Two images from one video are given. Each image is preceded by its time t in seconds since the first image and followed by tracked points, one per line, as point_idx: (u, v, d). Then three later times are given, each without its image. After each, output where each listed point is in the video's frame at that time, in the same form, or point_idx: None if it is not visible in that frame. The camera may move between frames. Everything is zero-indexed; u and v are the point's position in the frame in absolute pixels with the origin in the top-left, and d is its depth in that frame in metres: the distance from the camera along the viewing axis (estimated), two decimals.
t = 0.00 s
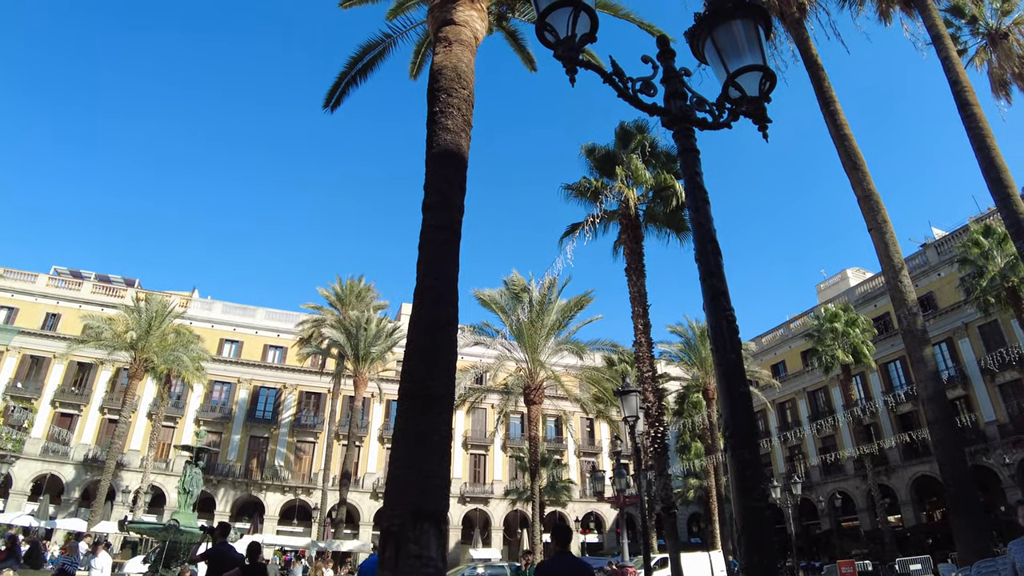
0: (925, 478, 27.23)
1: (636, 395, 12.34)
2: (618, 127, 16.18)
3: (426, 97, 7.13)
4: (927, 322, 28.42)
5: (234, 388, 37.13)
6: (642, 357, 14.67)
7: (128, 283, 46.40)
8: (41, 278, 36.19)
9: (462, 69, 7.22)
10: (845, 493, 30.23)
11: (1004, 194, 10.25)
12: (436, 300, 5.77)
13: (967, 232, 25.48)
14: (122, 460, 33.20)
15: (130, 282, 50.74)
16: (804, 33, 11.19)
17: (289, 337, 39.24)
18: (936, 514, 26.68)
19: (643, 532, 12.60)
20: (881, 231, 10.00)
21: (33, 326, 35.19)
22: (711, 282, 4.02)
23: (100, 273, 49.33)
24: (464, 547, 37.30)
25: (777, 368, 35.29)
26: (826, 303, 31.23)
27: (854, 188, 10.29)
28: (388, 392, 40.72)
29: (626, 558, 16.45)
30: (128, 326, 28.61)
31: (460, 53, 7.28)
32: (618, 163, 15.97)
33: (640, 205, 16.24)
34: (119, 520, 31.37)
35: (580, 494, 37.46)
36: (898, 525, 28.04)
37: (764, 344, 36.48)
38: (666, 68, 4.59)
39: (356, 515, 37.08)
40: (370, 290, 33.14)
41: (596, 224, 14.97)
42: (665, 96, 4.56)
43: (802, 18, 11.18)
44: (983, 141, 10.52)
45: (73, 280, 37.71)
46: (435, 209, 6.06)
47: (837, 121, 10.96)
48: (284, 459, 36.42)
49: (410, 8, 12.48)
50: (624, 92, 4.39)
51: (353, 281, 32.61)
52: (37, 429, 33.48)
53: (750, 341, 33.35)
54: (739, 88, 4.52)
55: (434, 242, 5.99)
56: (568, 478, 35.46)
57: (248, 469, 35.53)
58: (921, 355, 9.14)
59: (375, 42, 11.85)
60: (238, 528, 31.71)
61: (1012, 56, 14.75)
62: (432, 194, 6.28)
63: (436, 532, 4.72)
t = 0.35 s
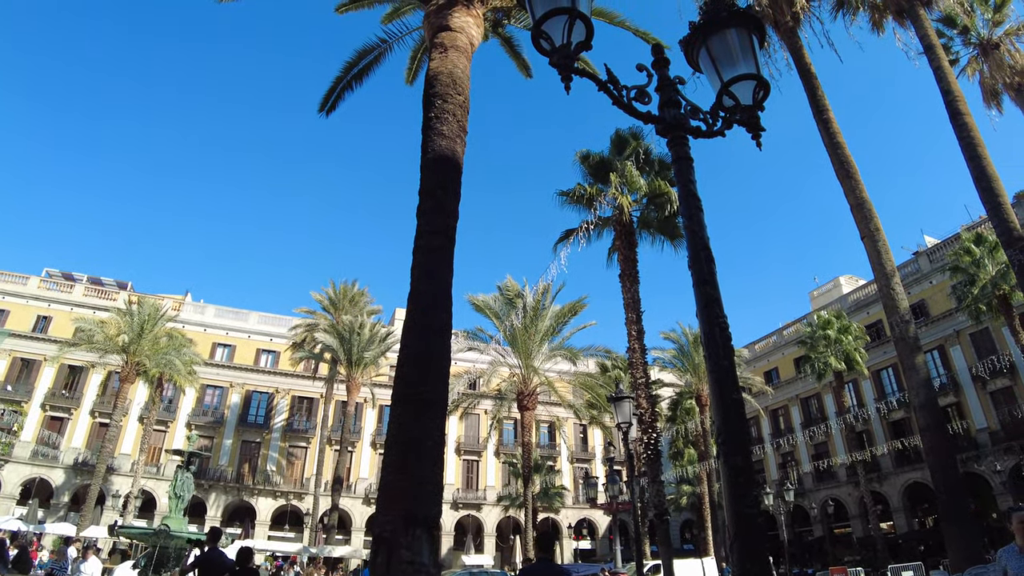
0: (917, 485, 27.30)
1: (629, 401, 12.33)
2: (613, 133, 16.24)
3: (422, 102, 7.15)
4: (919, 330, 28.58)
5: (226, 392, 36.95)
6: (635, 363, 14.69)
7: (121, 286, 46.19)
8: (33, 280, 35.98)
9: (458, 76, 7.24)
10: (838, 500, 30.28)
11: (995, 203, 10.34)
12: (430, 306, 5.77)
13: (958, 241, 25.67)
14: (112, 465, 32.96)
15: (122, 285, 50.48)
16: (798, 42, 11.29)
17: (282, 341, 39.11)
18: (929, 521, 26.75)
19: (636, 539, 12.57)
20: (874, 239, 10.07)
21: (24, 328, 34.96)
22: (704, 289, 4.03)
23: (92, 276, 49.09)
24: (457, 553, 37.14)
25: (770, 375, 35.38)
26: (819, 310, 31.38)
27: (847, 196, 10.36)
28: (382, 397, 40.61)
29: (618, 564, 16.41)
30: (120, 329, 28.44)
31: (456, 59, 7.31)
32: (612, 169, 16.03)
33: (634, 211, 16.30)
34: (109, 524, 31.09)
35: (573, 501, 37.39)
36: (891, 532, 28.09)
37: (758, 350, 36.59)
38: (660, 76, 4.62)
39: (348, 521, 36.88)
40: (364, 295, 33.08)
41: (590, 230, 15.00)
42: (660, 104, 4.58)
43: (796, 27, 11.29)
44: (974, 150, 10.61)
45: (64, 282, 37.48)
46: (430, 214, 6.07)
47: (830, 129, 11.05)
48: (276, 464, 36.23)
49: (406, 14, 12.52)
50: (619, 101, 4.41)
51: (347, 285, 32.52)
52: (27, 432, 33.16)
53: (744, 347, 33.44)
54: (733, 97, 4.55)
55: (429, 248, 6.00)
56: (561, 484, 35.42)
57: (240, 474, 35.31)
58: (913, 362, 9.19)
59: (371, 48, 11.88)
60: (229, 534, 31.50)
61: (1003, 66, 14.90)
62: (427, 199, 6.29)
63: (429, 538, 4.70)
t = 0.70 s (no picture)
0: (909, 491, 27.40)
1: (623, 406, 12.33)
2: (608, 140, 16.28)
3: (418, 107, 7.16)
4: (912, 336, 28.71)
5: (218, 397, 36.76)
6: (629, 369, 14.69)
7: (113, 289, 45.94)
8: (25, 282, 35.75)
9: (454, 81, 7.26)
10: (831, 506, 30.34)
11: (987, 210, 10.42)
12: (424, 309, 5.77)
13: (951, 248, 25.85)
14: (103, 468, 32.71)
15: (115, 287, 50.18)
16: (792, 49, 11.36)
17: (275, 345, 38.98)
18: (922, 527, 26.82)
19: (629, 544, 12.54)
20: (867, 246, 10.12)
21: (15, 331, 34.72)
22: (697, 296, 4.04)
23: (84, 278, 48.83)
24: (450, 559, 37.01)
25: (763, 381, 35.46)
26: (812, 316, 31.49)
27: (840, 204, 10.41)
28: (375, 402, 40.49)
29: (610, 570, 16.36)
30: (113, 332, 28.30)
31: (452, 65, 7.33)
32: (607, 175, 16.08)
33: (628, 217, 16.35)
34: (99, 529, 30.84)
35: (566, 506, 37.33)
36: (883, 538, 28.14)
37: (751, 357, 36.70)
38: (654, 84, 4.64)
39: (341, 526, 36.70)
40: (358, 299, 33.00)
41: (584, 236, 15.03)
42: (654, 112, 4.60)
43: (790, 35, 11.37)
44: (967, 159, 10.68)
45: (57, 284, 37.27)
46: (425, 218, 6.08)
47: (824, 137, 11.12)
48: (269, 468, 36.06)
49: (402, 19, 12.56)
50: (613, 108, 4.43)
51: (341, 289, 32.46)
52: (17, 435, 32.88)
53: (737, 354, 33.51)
54: (727, 105, 4.57)
55: (423, 253, 6.00)
56: (554, 490, 35.36)
57: (232, 479, 35.11)
58: (906, 369, 9.22)
59: (367, 52, 11.90)
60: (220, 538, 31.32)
61: (994, 75, 15.04)
62: (421, 204, 6.30)
63: (422, 543, 4.68)
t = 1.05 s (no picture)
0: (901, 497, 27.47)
1: (616, 412, 12.33)
2: (602, 146, 16.33)
3: (412, 112, 7.18)
4: (904, 343, 28.84)
5: (211, 400, 36.59)
6: (622, 375, 14.70)
7: (106, 291, 45.72)
8: (17, 284, 35.54)
9: (448, 86, 7.27)
10: (824, 512, 30.39)
11: (978, 219, 10.50)
12: (416, 315, 5.77)
13: (943, 255, 25.99)
14: (94, 472, 32.48)
15: (107, 290, 49.89)
16: (785, 57, 11.42)
17: (268, 349, 38.84)
18: (914, 533, 26.90)
19: (622, 551, 12.53)
20: (860, 253, 10.18)
21: (6, 333, 34.49)
22: (688, 302, 4.05)
23: (76, 280, 48.58)
24: (442, 565, 36.88)
25: (756, 387, 35.54)
26: (805, 322, 31.62)
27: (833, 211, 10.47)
28: (368, 407, 40.36)
29: None
30: (104, 335, 28.15)
31: (447, 70, 7.34)
32: (601, 181, 16.13)
33: (622, 223, 16.41)
34: (89, 534, 30.59)
35: (560, 512, 37.28)
36: (876, 544, 28.19)
37: (744, 363, 36.79)
38: (647, 91, 4.66)
39: (333, 532, 36.53)
40: (351, 304, 32.93)
41: (578, 241, 15.05)
42: (646, 119, 4.62)
43: (783, 43, 11.44)
44: (959, 167, 10.76)
45: (49, 286, 37.06)
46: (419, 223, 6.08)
47: (817, 144, 11.18)
48: (261, 473, 35.89)
49: (398, 24, 12.59)
50: (606, 114, 4.45)
51: (335, 294, 32.39)
52: (7, 438, 32.62)
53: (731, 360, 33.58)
54: (719, 112, 4.59)
55: (417, 258, 6.00)
56: (548, 496, 35.30)
57: (224, 483, 34.91)
58: (899, 376, 9.26)
59: (362, 57, 11.91)
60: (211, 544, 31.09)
61: (986, 84, 15.17)
62: (415, 209, 6.30)
63: (414, 549, 4.67)
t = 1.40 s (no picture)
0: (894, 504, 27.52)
1: (609, 419, 12.31)
2: (596, 153, 16.39)
3: (407, 117, 7.18)
4: (896, 350, 28.98)
5: (202, 405, 36.40)
6: (616, 382, 14.69)
7: (98, 294, 45.47)
8: (8, 287, 35.30)
9: (443, 92, 7.29)
10: (817, 520, 30.41)
11: (970, 227, 10.57)
12: (409, 321, 5.76)
13: (935, 263, 26.14)
14: (84, 477, 32.21)
15: (99, 293, 49.62)
16: (779, 65, 11.50)
17: (261, 354, 38.69)
18: (906, 540, 26.95)
19: (615, 558, 12.49)
20: (852, 261, 10.23)
21: None
22: (680, 310, 4.07)
23: (68, 284, 48.31)
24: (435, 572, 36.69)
25: (749, 394, 35.61)
26: (798, 330, 31.72)
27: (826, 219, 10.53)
28: (361, 412, 40.21)
29: None
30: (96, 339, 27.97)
31: (442, 76, 7.36)
32: (595, 188, 16.16)
33: (616, 230, 16.45)
34: (78, 539, 30.30)
35: (552, 519, 37.18)
36: (869, 552, 28.24)
37: (737, 370, 36.87)
38: (641, 99, 4.68)
39: (325, 538, 36.31)
40: (345, 309, 32.83)
41: (572, 247, 15.06)
42: (639, 127, 4.64)
43: (777, 52, 11.53)
44: (950, 176, 10.84)
45: (40, 289, 36.84)
46: (412, 229, 6.08)
47: (810, 153, 11.25)
48: (252, 478, 35.66)
49: (394, 30, 12.62)
50: (599, 122, 4.47)
51: (328, 298, 32.31)
52: None
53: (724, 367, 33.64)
54: (712, 120, 4.61)
55: (410, 264, 6.00)
56: (541, 502, 35.22)
57: (215, 489, 34.66)
58: (891, 384, 9.29)
59: (357, 62, 11.92)
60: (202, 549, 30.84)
61: (977, 93, 15.30)
62: (409, 214, 6.30)
63: (405, 556, 4.65)
